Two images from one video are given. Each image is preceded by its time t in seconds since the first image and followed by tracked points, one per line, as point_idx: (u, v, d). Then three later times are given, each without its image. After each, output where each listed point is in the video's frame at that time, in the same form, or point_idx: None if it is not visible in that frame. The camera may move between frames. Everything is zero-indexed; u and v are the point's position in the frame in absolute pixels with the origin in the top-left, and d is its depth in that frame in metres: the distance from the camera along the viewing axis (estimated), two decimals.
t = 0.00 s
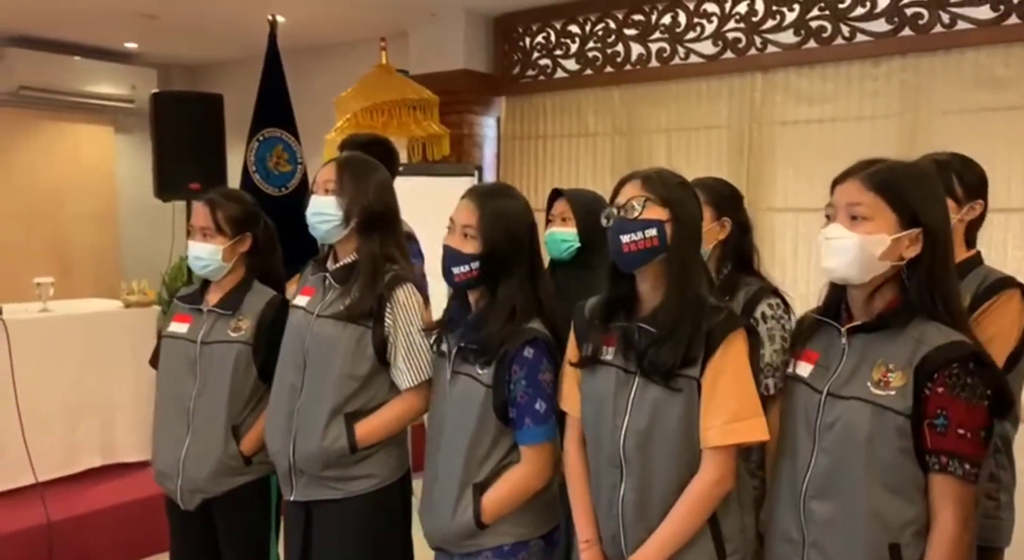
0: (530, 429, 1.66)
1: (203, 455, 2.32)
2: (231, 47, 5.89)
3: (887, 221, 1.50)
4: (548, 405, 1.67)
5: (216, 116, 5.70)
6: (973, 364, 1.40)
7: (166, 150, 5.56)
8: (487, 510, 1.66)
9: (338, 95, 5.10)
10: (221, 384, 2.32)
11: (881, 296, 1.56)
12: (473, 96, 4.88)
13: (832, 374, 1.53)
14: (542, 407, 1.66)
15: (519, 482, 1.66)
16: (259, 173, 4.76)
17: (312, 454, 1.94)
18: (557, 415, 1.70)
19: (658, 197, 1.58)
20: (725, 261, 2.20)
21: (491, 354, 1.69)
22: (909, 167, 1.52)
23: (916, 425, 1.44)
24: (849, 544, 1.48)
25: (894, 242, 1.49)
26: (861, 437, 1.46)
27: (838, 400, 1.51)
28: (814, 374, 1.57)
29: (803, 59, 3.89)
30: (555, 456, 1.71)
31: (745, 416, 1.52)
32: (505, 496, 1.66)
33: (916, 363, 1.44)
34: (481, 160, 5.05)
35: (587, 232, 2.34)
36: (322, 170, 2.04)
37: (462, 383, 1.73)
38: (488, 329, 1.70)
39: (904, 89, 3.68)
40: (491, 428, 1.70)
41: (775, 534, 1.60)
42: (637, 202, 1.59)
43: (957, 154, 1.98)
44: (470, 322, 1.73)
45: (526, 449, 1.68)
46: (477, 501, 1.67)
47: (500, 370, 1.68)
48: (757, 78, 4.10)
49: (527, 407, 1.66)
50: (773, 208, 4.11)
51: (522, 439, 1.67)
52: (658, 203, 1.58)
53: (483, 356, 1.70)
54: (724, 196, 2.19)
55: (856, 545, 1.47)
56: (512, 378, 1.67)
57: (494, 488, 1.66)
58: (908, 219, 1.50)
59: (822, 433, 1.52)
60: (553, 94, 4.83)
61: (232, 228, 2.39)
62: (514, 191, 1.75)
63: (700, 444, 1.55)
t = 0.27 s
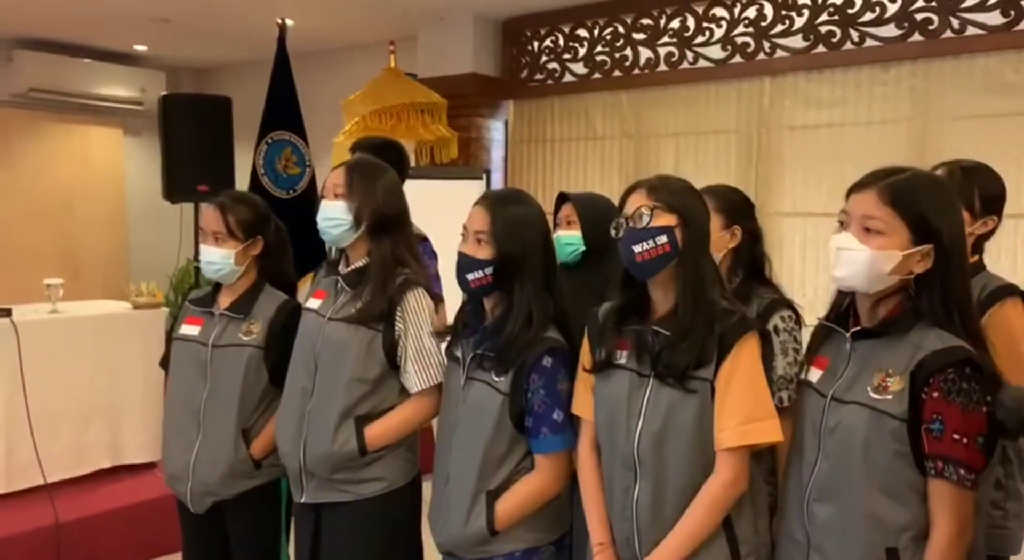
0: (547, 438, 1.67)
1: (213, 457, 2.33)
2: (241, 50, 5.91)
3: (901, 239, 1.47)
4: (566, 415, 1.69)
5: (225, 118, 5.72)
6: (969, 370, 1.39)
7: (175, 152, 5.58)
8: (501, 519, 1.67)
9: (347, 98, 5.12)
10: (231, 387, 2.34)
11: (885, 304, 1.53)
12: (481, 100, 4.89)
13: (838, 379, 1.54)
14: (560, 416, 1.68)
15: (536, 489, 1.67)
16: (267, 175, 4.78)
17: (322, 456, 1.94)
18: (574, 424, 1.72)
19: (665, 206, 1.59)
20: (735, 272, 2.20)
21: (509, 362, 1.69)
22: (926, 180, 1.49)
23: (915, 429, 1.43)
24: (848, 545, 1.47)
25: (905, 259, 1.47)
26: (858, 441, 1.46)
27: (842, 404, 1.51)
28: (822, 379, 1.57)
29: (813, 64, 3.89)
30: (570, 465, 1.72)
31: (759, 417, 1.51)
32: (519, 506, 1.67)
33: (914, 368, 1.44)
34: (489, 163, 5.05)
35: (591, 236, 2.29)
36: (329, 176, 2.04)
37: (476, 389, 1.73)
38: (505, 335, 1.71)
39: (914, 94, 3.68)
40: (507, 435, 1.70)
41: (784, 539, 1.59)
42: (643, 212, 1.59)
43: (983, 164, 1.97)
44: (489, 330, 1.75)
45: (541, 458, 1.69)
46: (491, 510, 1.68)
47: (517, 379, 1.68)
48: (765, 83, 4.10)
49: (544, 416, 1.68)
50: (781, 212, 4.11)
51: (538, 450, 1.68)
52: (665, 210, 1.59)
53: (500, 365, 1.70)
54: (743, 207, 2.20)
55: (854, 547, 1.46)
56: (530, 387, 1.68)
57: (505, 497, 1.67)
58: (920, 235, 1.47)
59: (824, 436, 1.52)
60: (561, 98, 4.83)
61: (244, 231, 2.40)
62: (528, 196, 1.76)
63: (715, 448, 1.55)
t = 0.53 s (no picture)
0: (557, 431, 1.66)
1: (222, 461, 2.33)
2: (249, 52, 5.93)
3: (909, 242, 1.47)
4: (575, 408, 1.68)
5: (232, 121, 5.73)
6: (979, 376, 1.39)
7: (182, 154, 5.60)
8: (514, 516, 1.67)
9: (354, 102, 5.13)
10: (241, 390, 2.34)
11: (895, 311, 1.53)
12: (488, 103, 4.90)
13: (847, 386, 1.54)
14: (569, 409, 1.67)
15: (549, 485, 1.66)
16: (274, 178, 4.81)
17: (335, 460, 1.95)
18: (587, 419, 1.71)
19: (685, 213, 1.59)
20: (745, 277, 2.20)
21: (520, 357, 1.70)
22: (934, 185, 1.49)
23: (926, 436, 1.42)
24: (856, 552, 1.47)
25: (913, 263, 1.47)
26: (866, 449, 1.46)
27: (851, 410, 1.51)
28: (833, 386, 1.57)
29: (821, 69, 3.89)
30: (583, 458, 1.71)
31: (773, 420, 1.51)
32: (533, 502, 1.67)
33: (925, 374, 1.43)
34: (496, 166, 5.05)
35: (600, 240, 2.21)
36: (343, 180, 2.04)
37: (489, 388, 1.73)
38: (516, 334, 1.72)
39: (922, 99, 3.68)
40: (517, 432, 1.70)
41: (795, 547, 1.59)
42: (664, 218, 1.60)
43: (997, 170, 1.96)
44: (499, 328, 1.76)
45: (552, 451, 1.68)
46: (503, 508, 1.68)
47: (527, 372, 1.68)
48: (773, 88, 4.10)
49: (554, 409, 1.67)
50: (789, 217, 4.10)
51: (548, 443, 1.67)
52: (684, 217, 1.59)
53: (511, 361, 1.71)
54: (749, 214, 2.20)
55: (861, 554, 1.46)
56: (540, 380, 1.68)
57: (517, 494, 1.67)
58: (929, 240, 1.47)
59: (835, 443, 1.52)
60: (568, 102, 4.84)
61: (254, 234, 2.41)
62: (525, 195, 1.78)
63: (728, 451, 1.55)
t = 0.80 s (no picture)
0: (570, 424, 1.67)
1: (231, 462, 2.34)
2: (255, 54, 5.95)
3: (917, 246, 1.47)
4: (587, 399, 1.69)
5: (237, 122, 5.75)
6: (995, 383, 1.38)
7: (187, 155, 5.62)
8: (529, 513, 1.68)
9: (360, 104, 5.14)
10: (250, 392, 2.35)
11: (908, 316, 1.54)
12: (494, 106, 4.90)
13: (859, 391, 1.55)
14: (582, 400, 1.68)
15: (562, 478, 1.67)
16: (280, 179, 4.94)
17: (347, 461, 1.95)
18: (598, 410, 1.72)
19: (699, 223, 1.59)
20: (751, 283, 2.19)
21: (531, 353, 1.71)
22: (938, 189, 1.49)
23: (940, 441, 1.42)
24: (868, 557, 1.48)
25: (922, 266, 1.47)
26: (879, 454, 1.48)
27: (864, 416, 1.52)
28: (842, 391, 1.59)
29: (827, 73, 3.90)
30: (595, 453, 1.72)
31: (788, 425, 1.51)
32: (547, 498, 1.68)
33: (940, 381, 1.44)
34: (501, 169, 5.06)
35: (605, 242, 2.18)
36: (354, 185, 2.06)
37: (502, 388, 1.74)
38: (524, 336, 1.72)
39: (928, 104, 3.69)
40: (530, 430, 1.71)
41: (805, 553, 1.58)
42: (678, 230, 1.60)
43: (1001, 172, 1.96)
44: (511, 330, 1.77)
45: (565, 446, 1.69)
46: (518, 504, 1.69)
47: (539, 366, 1.69)
48: (779, 91, 4.10)
49: (566, 401, 1.67)
50: (794, 220, 4.11)
51: (561, 436, 1.68)
52: (698, 229, 1.59)
53: (522, 358, 1.72)
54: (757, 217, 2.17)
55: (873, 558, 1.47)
56: (552, 373, 1.69)
57: (534, 490, 1.68)
58: (936, 243, 1.47)
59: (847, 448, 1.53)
60: (573, 104, 4.84)
61: (264, 236, 2.42)
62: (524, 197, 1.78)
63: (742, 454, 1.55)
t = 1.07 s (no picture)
0: (584, 426, 1.69)
1: (237, 463, 2.34)
2: (259, 56, 5.96)
3: (931, 246, 1.48)
4: (602, 401, 1.70)
5: (241, 123, 5.76)
6: None
7: (191, 157, 5.62)
8: (541, 515, 1.69)
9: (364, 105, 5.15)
10: (256, 392, 2.35)
11: (924, 319, 1.54)
12: (498, 108, 4.91)
13: (877, 396, 1.54)
14: (597, 402, 1.69)
15: (575, 480, 1.69)
16: (284, 181, 4.96)
17: (355, 462, 1.96)
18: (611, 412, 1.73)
19: (707, 225, 1.60)
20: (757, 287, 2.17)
21: (545, 356, 1.73)
22: (949, 190, 1.50)
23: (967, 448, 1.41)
24: None
25: (937, 266, 1.47)
26: (909, 461, 1.45)
27: (886, 421, 1.51)
28: (855, 396, 1.57)
29: (832, 76, 3.91)
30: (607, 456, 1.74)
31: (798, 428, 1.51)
32: (559, 499, 1.69)
33: (967, 386, 1.42)
34: (505, 171, 5.06)
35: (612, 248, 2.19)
36: (365, 186, 2.06)
37: (512, 390, 1.76)
38: (536, 338, 1.74)
39: (933, 107, 3.69)
40: (543, 432, 1.73)
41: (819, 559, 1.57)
42: (688, 230, 1.61)
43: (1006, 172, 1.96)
44: (522, 332, 1.79)
45: (577, 448, 1.70)
46: (529, 507, 1.70)
47: (554, 368, 1.71)
48: (783, 94, 4.11)
49: (581, 403, 1.69)
50: (798, 223, 4.11)
51: (574, 438, 1.69)
52: (707, 231, 1.60)
53: (535, 360, 1.73)
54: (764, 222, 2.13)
55: None
56: (567, 375, 1.70)
57: (546, 491, 1.69)
58: (950, 243, 1.48)
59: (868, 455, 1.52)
60: (577, 106, 4.85)
61: (272, 238, 2.43)
62: (540, 201, 1.81)
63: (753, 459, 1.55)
